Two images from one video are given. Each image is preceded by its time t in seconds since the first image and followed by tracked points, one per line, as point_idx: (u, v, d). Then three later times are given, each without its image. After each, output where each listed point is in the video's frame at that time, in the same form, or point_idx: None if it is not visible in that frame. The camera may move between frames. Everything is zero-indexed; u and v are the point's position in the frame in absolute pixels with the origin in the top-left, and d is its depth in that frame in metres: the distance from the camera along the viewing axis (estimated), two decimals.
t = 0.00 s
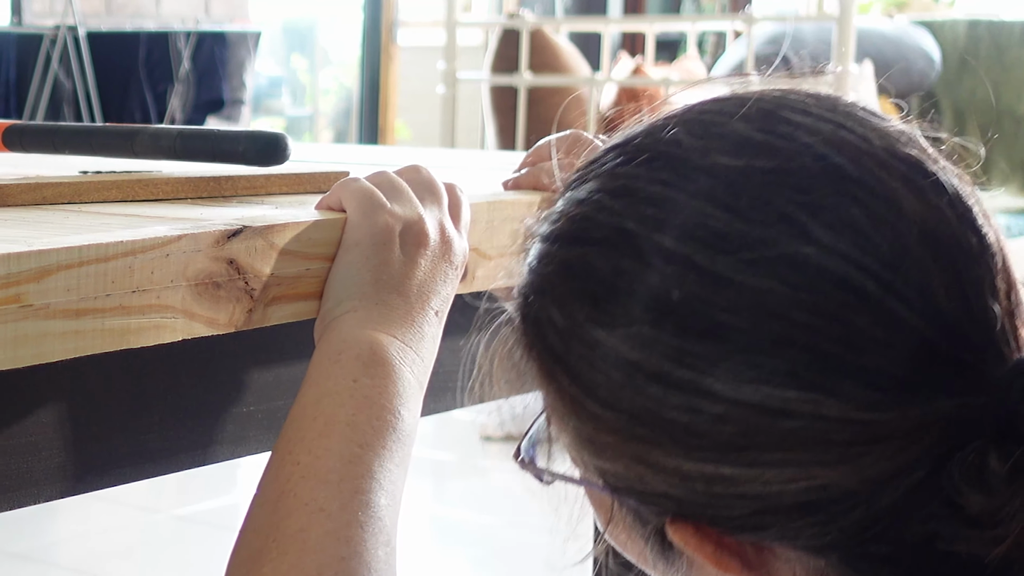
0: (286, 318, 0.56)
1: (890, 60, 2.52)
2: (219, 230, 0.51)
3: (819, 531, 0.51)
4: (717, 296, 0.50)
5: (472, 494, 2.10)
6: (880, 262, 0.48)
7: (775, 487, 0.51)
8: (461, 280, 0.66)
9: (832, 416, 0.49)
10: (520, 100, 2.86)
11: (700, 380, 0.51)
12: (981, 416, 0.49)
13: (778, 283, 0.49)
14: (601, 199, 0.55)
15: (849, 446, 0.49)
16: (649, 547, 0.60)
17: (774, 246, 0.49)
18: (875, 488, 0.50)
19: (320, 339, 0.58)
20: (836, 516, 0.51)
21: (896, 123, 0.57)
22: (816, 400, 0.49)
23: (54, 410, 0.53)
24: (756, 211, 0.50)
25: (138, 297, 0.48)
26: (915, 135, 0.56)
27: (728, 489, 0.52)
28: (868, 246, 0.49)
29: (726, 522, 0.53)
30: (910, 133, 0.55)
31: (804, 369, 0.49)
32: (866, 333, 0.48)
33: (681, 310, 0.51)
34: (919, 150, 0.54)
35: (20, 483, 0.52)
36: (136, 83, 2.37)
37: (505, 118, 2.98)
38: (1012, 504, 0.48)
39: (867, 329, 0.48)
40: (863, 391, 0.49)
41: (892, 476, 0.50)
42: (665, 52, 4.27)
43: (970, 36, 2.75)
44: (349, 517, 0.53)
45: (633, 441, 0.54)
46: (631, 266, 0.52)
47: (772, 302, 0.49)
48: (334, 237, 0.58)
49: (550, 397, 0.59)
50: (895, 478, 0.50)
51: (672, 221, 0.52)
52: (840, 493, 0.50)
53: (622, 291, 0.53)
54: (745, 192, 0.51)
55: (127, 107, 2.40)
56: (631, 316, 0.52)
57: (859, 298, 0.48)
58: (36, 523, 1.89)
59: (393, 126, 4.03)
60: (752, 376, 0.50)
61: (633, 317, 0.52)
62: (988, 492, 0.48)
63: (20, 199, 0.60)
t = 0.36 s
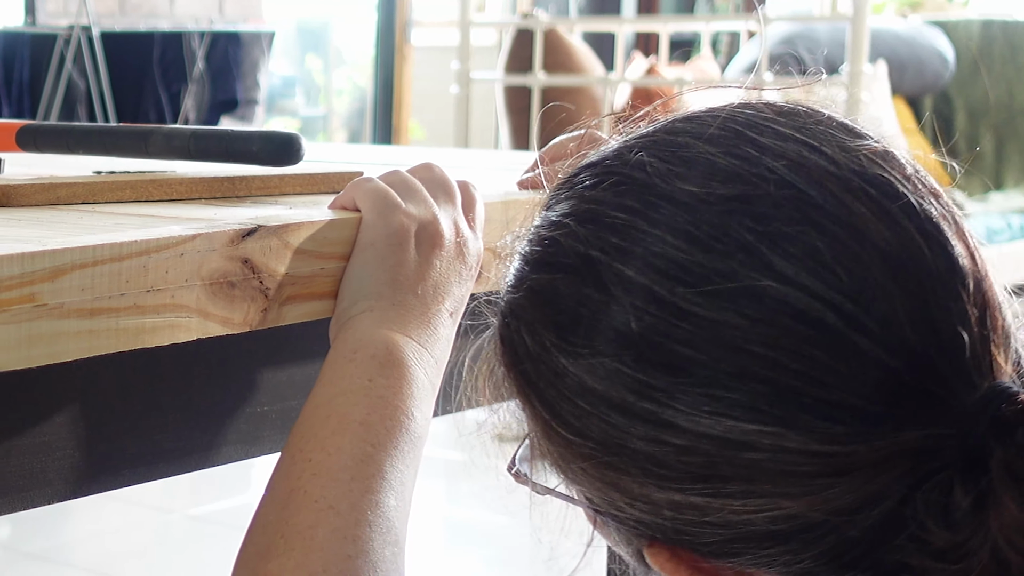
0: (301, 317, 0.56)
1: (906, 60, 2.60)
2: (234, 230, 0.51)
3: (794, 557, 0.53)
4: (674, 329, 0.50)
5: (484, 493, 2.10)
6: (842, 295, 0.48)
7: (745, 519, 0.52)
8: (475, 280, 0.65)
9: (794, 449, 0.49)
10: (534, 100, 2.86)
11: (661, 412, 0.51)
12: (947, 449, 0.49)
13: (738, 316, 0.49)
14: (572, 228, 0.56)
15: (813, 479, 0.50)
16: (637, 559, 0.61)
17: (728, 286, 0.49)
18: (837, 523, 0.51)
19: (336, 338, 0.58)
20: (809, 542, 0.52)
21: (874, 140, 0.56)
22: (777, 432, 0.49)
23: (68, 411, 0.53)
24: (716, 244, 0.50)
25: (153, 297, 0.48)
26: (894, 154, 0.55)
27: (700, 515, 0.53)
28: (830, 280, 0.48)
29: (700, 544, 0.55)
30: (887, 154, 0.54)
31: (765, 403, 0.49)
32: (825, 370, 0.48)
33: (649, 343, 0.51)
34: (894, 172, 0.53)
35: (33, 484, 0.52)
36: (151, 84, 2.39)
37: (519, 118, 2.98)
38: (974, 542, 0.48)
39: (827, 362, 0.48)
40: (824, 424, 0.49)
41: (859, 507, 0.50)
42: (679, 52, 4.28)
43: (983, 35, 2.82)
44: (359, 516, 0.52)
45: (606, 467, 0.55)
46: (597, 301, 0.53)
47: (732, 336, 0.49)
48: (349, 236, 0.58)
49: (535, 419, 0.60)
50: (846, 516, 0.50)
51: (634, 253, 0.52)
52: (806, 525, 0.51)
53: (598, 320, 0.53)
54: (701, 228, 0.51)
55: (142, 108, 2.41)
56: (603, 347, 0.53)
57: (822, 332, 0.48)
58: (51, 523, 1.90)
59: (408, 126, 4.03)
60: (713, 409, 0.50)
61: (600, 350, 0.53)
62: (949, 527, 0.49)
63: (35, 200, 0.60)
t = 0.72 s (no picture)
0: (313, 318, 0.56)
1: (919, 60, 2.60)
2: (247, 230, 0.51)
3: (761, 565, 0.52)
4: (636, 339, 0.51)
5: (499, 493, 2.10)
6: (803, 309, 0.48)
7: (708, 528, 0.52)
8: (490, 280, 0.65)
9: (755, 457, 0.49)
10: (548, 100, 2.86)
11: (626, 420, 0.52)
12: (908, 460, 0.48)
13: (698, 324, 0.49)
14: (551, 235, 0.56)
15: (775, 486, 0.50)
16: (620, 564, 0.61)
17: (687, 299, 0.49)
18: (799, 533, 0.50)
19: (348, 340, 0.58)
20: (778, 549, 0.52)
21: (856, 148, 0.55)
22: (736, 441, 0.49)
23: (81, 411, 0.53)
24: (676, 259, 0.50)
25: (166, 297, 0.48)
26: (878, 166, 0.54)
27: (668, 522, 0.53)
28: (793, 293, 0.48)
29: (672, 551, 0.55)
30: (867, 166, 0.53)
31: (724, 417, 0.49)
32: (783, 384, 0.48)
33: (621, 353, 0.51)
34: (869, 181, 0.52)
35: (48, 484, 0.52)
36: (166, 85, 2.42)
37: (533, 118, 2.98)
38: (929, 552, 0.47)
39: (783, 372, 0.48)
40: (784, 434, 0.49)
41: (823, 518, 0.50)
42: (692, 52, 4.27)
43: (997, 35, 2.79)
44: (362, 522, 0.52)
45: (580, 471, 0.56)
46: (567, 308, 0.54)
47: (694, 344, 0.49)
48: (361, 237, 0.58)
49: (518, 425, 0.60)
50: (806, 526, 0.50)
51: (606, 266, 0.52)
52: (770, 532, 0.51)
53: (574, 330, 0.53)
54: (666, 244, 0.51)
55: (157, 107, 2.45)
56: (578, 354, 0.53)
57: (781, 342, 0.48)
58: (66, 523, 1.90)
59: (422, 126, 4.04)
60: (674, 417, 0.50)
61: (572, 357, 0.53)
62: (904, 537, 0.48)
63: (48, 200, 0.60)
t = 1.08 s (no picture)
0: (327, 318, 0.56)
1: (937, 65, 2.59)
2: (261, 230, 0.51)
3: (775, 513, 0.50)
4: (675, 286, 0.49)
5: (513, 493, 2.10)
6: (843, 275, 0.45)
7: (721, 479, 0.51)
8: (502, 281, 0.64)
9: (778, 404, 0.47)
10: (561, 100, 2.87)
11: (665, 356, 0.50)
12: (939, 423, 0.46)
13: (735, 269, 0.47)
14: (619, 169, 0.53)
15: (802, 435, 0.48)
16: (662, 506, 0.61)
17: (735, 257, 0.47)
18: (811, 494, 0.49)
19: (360, 341, 0.58)
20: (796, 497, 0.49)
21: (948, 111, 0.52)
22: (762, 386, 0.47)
23: (94, 411, 0.53)
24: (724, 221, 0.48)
25: (180, 298, 0.48)
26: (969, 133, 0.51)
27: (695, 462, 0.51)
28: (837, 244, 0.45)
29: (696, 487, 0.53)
30: (944, 136, 0.49)
31: (763, 370, 0.47)
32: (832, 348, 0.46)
33: (662, 306, 0.49)
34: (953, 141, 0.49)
35: (60, 484, 0.52)
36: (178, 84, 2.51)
37: (547, 117, 2.97)
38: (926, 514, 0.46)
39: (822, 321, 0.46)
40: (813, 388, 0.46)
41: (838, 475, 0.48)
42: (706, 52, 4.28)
43: (1010, 37, 2.78)
44: (377, 522, 0.51)
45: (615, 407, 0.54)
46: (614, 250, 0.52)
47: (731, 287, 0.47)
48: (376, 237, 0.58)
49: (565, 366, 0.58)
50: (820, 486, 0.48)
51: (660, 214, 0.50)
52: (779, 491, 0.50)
53: (633, 272, 0.51)
54: (716, 200, 0.48)
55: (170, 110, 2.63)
56: (626, 290, 0.51)
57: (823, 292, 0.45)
58: (81, 522, 1.91)
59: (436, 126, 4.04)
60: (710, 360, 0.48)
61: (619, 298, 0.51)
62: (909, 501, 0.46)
63: (61, 200, 0.60)
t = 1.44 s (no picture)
0: (341, 319, 0.55)
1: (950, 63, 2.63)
2: (275, 231, 0.51)
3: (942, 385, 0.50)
4: (889, 188, 0.42)
5: (527, 493, 2.09)
6: None
7: (861, 376, 0.46)
8: (518, 281, 0.64)
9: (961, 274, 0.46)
10: (575, 100, 2.88)
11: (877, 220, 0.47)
12: None
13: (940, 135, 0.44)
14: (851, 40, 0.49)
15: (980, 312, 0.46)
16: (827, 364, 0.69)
17: (983, 163, 0.39)
18: (951, 427, 0.42)
19: (376, 340, 0.58)
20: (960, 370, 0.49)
21: None
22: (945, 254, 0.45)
23: (107, 412, 0.53)
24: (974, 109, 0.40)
25: (194, 298, 0.48)
26: None
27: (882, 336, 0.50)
28: None
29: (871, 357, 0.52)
30: None
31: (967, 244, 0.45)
32: (1020, 262, 0.39)
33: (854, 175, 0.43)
34: None
35: (74, 484, 0.52)
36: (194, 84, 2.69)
37: (560, 118, 2.97)
38: None
39: None
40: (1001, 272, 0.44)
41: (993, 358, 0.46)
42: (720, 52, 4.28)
43: None
44: (441, 500, 0.55)
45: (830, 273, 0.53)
46: (827, 122, 0.45)
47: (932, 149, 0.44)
48: (390, 237, 0.57)
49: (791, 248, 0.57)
50: (965, 418, 0.41)
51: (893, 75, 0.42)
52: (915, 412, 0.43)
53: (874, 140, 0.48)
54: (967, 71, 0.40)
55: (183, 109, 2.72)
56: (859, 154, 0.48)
57: None
58: (95, 522, 1.92)
59: (450, 126, 4.05)
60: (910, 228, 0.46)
61: (823, 186, 0.45)
62: None
63: (75, 201, 0.60)
